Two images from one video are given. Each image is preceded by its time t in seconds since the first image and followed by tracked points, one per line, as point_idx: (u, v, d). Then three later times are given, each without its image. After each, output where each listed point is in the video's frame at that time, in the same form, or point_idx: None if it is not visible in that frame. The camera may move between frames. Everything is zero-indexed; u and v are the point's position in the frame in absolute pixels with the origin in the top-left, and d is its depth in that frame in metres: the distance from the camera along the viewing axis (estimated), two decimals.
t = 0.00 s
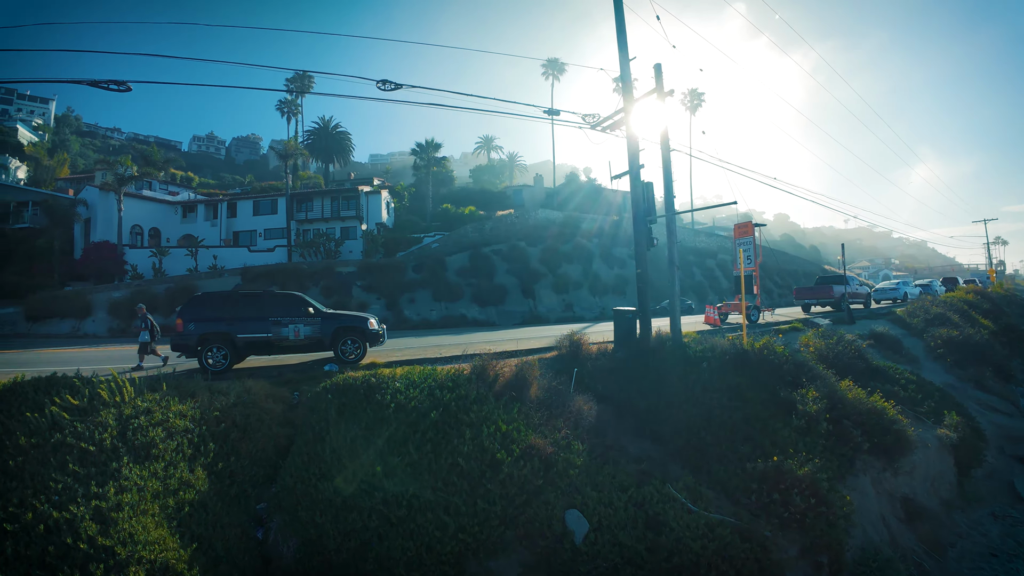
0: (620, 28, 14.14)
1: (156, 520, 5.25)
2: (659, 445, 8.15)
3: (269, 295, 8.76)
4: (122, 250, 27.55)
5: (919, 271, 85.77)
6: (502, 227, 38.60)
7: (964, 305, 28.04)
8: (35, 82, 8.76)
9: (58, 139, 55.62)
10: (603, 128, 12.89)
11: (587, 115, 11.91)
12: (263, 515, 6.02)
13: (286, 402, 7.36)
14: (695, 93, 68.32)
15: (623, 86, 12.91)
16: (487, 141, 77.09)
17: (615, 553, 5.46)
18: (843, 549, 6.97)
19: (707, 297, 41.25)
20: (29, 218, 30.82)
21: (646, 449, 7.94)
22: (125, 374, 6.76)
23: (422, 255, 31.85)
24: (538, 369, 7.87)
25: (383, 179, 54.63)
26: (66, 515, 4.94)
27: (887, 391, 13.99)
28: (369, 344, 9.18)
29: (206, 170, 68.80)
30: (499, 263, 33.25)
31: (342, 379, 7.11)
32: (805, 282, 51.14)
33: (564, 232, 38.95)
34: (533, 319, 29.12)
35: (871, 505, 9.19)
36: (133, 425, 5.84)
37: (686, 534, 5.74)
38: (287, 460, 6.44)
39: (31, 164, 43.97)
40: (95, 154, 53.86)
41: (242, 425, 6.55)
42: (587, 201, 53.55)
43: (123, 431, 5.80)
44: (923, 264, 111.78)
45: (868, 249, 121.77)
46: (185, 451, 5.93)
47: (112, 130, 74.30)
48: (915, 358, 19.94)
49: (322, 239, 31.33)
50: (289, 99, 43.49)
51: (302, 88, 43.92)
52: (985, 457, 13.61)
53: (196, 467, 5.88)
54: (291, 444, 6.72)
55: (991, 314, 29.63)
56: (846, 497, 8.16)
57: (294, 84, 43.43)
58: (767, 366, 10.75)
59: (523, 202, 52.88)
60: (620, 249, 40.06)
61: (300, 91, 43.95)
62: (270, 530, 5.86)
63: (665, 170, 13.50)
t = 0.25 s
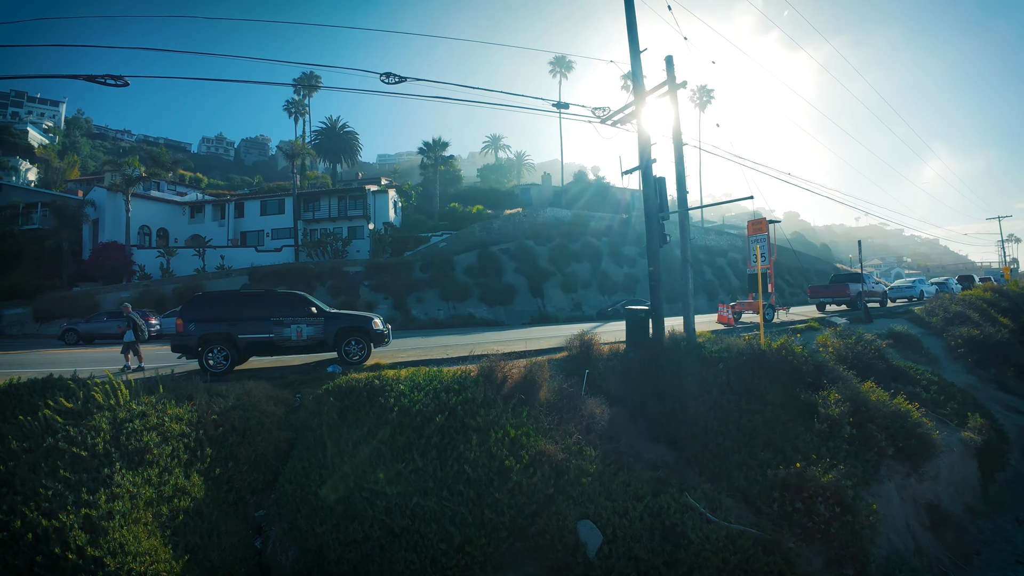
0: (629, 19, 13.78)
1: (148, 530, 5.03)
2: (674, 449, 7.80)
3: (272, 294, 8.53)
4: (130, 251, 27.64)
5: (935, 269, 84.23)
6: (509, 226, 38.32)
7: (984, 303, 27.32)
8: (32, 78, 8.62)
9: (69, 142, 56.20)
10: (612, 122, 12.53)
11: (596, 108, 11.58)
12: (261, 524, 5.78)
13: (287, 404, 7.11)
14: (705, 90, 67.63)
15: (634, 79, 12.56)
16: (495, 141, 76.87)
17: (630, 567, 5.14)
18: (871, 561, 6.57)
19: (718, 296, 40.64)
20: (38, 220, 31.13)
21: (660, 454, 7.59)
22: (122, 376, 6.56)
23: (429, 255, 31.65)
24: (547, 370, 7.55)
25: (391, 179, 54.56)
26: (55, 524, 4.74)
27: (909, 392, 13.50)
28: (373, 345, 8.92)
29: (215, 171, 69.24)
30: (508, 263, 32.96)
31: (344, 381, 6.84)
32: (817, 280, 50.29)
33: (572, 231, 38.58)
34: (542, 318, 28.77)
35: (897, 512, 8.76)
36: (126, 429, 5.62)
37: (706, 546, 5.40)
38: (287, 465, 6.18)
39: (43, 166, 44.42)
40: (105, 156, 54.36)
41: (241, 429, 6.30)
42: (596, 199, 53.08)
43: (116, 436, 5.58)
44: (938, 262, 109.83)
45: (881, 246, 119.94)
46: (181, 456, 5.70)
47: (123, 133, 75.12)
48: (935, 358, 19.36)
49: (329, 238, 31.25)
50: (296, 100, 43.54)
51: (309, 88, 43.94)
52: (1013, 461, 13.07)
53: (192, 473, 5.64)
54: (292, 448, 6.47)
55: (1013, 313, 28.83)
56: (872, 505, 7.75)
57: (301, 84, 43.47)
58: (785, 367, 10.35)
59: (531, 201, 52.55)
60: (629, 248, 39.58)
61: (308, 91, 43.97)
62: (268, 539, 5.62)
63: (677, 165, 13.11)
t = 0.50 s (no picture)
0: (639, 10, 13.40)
1: (140, 539, 4.81)
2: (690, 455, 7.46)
3: (274, 294, 8.32)
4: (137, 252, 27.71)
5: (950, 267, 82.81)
6: (517, 224, 38.03)
7: (1004, 301, 26.62)
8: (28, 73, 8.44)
9: (79, 144, 56.64)
10: (622, 116, 12.18)
11: (606, 101, 11.23)
12: (258, 532, 5.57)
13: (289, 407, 6.88)
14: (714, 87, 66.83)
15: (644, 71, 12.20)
16: (502, 140, 76.65)
17: None
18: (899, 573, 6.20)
19: (729, 295, 40.06)
20: (46, 220, 31.34)
21: (674, 459, 7.27)
22: (118, 377, 6.35)
23: (437, 254, 31.44)
24: (557, 372, 7.25)
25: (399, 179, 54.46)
26: (42, 534, 4.53)
27: (931, 393, 13.03)
28: (377, 345, 8.68)
29: (224, 172, 69.59)
30: (516, 262, 32.66)
31: (346, 383, 6.59)
32: (829, 279, 49.53)
33: (580, 229, 38.20)
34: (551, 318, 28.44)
35: (923, 520, 8.35)
36: (119, 434, 5.40)
37: (726, 560, 5.07)
38: (286, 471, 5.96)
39: (53, 168, 44.75)
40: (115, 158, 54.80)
41: (239, 433, 6.08)
42: (605, 197, 52.64)
43: (109, 441, 5.36)
44: (953, 260, 107.98)
45: (894, 244, 118.18)
46: (176, 462, 5.47)
47: (133, 135, 75.75)
48: (956, 358, 18.79)
49: (336, 238, 31.17)
50: (303, 100, 43.57)
51: (316, 88, 43.91)
52: None
53: (187, 479, 5.42)
54: (293, 453, 6.25)
55: None
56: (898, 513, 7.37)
57: (308, 84, 43.46)
58: (802, 368, 9.97)
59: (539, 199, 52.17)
60: (638, 246, 39.13)
61: (315, 91, 43.95)
62: (265, 549, 5.41)
63: (689, 159, 12.72)
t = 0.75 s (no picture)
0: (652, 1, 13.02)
1: (133, 548, 4.58)
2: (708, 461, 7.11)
3: (279, 292, 8.12)
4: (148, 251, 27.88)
5: (970, 265, 80.95)
6: (527, 223, 37.71)
7: None
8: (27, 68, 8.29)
9: (93, 146, 57.29)
10: (635, 109, 11.83)
11: (619, 93, 10.88)
12: (258, 540, 5.34)
13: (292, 409, 6.67)
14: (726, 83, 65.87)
15: (658, 63, 11.83)
16: (512, 138, 76.37)
17: None
18: None
19: (742, 294, 39.40)
20: (59, 221, 31.67)
21: (691, 465, 6.94)
22: (117, 377, 6.17)
23: (446, 253, 31.23)
24: (570, 373, 6.95)
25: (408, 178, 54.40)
26: (31, 542, 4.33)
27: (958, 396, 12.53)
28: (384, 345, 8.45)
29: (235, 173, 70.09)
30: (525, 261, 32.36)
31: (351, 384, 6.34)
32: (845, 278, 48.54)
33: (590, 228, 37.79)
34: (561, 317, 28.10)
35: (955, 531, 7.92)
36: (115, 437, 5.19)
37: None
38: (287, 476, 5.73)
39: (67, 169, 45.26)
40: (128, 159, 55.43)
41: (240, 436, 5.86)
42: (615, 195, 52.13)
43: (104, 444, 5.16)
44: (972, 258, 105.63)
45: (911, 242, 115.92)
46: (173, 466, 5.26)
47: (146, 137, 76.62)
48: (981, 359, 18.16)
49: (345, 237, 31.11)
50: (313, 100, 43.66)
51: (325, 88, 43.98)
52: None
53: (184, 485, 5.21)
54: (295, 457, 6.02)
55: None
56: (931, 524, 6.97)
57: (317, 84, 43.55)
58: (824, 371, 9.58)
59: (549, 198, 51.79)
60: (649, 245, 38.61)
61: (324, 90, 44.02)
62: (265, 558, 5.19)
63: (705, 153, 12.32)
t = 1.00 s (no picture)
0: None
1: (129, 556, 4.40)
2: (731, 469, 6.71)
3: (286, 291, 7.93)
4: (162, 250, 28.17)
5: (996, 264, 78.54)
6: (539, 221, 37.37)
7: None
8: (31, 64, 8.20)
9: (111, 148, 58.21)
10: (651, 102, 11.46)
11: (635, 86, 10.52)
12: (260, 546, 5.14)
13: (297, 411, 6.47)
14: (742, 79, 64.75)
15: (675, 54, 11.43)
16: (524, 137, 76.02)
17: None
18: None
19: (760, 293, 38.61)
20: (76, 221, 32.16)
21: (712, 472, 6.59)
22: (119, 377, 6.03)
23: (458, 252, 31.02)
24: (585, 375, 6.63)
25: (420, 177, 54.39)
26: (23, 548, 4.17)
27: (992, 400, 11.93)
28: (393, 345, 8.22)
29: (250, 173, 70.77)
30: (538, 259, 32.02)
31: (358, 386, 6.10)
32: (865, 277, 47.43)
33: (604, 226, 37.31)
34: (574, 317, 27.72)
35: (995, 545, 7.44)
36: (114, 439, 5.03)
37: None
38: (292, 480, 5.52)
39: (85, 170, 45.99)
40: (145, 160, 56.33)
41: (243, 439, 5.66)
42: (629, 193, 51.51)
43: (102, 446, 5.00)
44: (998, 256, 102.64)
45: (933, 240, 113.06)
46: (172, 469, 5.07)
47: (163, 139, 77.76)
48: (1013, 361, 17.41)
49: (357, 236, 31.10)
50: (326, 100, 43.84)
51: (338, 87, 44.11)
52: None
53: (184, 489, 5.02)
54: (300, 461, 5.81)
55: None
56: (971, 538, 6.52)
57: (330, 84, 43.71)
58: (852, 373, 9.14)
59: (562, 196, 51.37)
60: (664, 243, 38.02)
61: (337, 90, 44.16)
62: (267, 567, 4.98)
63: (725, 147, 11.89)
